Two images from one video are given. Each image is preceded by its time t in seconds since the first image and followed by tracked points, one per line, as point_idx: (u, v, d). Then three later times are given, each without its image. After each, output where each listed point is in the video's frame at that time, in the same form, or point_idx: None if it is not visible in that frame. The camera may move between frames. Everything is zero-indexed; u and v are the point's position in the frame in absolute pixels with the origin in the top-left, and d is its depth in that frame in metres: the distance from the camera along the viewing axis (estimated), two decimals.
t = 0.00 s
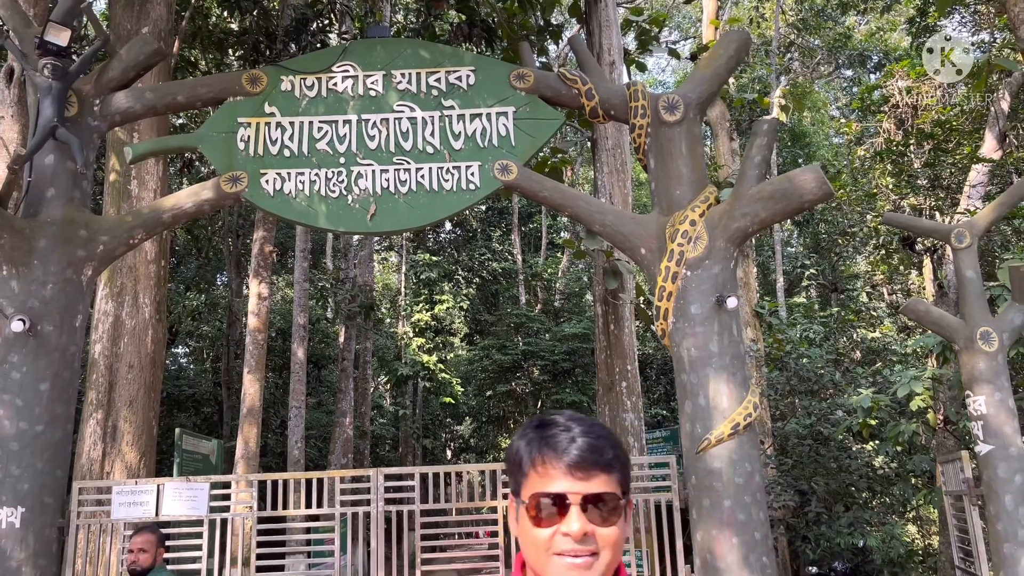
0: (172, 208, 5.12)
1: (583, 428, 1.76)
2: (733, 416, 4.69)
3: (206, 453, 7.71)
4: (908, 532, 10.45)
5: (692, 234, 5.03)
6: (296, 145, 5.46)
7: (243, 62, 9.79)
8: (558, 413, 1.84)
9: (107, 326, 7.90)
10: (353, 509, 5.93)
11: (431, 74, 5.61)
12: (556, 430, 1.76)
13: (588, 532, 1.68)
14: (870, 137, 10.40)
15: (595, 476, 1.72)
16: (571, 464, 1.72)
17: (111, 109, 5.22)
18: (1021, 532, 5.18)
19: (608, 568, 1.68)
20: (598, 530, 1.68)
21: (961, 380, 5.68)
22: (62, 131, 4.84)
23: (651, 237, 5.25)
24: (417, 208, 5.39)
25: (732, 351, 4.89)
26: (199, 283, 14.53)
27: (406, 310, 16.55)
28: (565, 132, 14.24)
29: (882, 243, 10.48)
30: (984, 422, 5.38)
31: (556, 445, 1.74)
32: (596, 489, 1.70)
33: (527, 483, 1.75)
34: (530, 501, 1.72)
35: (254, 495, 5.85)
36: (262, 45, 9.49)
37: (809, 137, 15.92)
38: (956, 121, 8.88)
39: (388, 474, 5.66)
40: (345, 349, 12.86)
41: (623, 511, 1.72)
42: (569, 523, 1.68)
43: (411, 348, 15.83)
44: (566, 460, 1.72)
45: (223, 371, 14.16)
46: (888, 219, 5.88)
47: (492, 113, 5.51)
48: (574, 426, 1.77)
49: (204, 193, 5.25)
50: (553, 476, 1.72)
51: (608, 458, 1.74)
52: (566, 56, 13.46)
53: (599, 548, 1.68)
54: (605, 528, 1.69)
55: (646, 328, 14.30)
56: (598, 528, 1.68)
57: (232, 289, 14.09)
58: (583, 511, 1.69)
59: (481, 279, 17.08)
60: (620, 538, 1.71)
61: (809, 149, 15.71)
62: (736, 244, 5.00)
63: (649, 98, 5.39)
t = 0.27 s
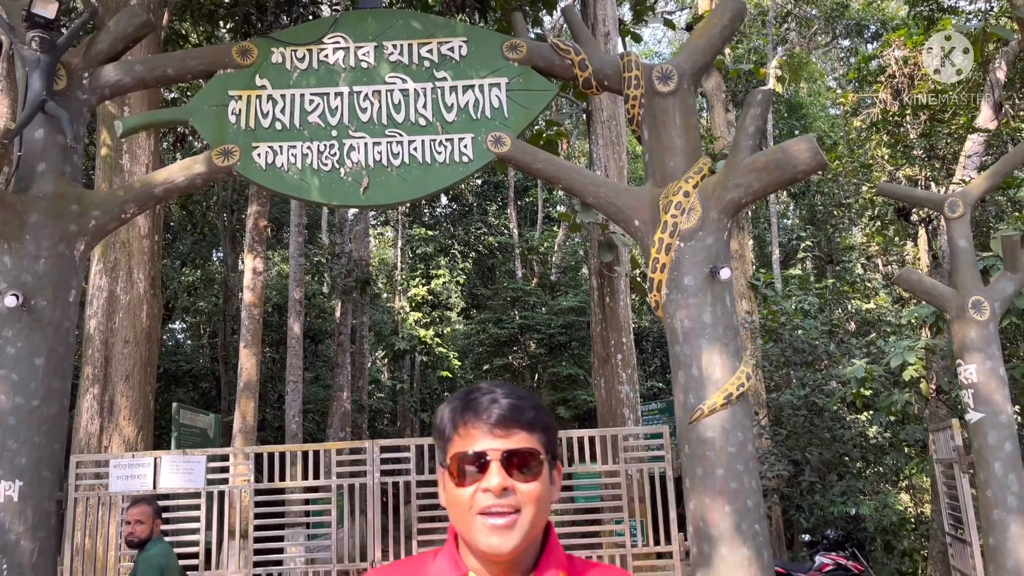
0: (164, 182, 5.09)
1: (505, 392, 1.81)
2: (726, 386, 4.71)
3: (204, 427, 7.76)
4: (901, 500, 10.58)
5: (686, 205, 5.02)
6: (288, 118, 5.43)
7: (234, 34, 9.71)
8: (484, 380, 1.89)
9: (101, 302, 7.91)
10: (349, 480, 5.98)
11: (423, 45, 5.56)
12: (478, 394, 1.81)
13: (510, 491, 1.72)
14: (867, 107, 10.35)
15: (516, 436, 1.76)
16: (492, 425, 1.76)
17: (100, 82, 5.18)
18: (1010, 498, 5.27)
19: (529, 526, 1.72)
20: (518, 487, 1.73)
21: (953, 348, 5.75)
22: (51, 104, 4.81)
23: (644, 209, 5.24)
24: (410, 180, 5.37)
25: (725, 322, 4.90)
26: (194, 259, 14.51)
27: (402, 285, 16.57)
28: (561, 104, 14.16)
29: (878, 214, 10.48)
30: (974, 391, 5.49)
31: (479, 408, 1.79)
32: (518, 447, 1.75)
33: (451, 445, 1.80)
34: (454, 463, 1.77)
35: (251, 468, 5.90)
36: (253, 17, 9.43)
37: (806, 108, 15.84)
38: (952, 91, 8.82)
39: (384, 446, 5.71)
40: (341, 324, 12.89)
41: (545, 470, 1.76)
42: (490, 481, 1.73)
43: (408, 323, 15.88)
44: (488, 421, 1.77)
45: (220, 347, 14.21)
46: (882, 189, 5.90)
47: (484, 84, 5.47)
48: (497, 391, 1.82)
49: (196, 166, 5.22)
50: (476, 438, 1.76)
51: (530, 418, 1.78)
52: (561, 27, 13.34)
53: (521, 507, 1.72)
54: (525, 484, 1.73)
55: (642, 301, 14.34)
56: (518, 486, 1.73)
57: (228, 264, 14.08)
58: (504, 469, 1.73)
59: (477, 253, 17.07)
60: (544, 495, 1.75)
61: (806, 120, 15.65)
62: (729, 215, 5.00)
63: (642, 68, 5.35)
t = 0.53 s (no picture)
0: (154, 151, 5.03)
1: (453, 355, 1.94)
2: (722, 354, 4.70)
3: (200, 399, 7.77)
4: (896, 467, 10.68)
5: (682, 172, 4.96)
6: (278, 86, 5.34)
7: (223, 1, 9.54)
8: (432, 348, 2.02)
9: (94, 274, 7.88)
10: (346, 450, 6.00)
11: (415, 11, 5.46)
12: (427, 359, 1.94)
13: (460, 448, 1.84)
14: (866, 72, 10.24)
15: (464, 397, 1.88)
16: (440, 386, 1.89)
17: (87, 51, 5.09)
18: (1004, 463, 5.30)
19: (476, 482, 1.84)
20: (465, 446, 1.85)
21: (948, 314, 5.74)
22: (38, 74, 4.72)
23: (640, 176, 5.18)
24: (403, 148, 5.30)
25: (721, 289, 4.87)
26: (189, 231, 14.45)
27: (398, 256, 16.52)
28: (557, 72, 14.01)
29: (876, 181, 10.42)
30: (969, 356, 5.49)
31: (428, 372, 1.91)
32: (466, 407, 1.87)
33: (401, 410, 1.92)
34: (404, 423, 1.88)
35: (248, 439, 5.91)
36: None
37: (804, 74, 15.68)
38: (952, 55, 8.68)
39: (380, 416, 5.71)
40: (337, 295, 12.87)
41: (493, 429, 1.88)
42: (440, 439, 1.84)
43: (405, 294, 15.88)
44: (437, 384, 1.89)
45: (216, 319, 14.21)
46: (880, 154, 5.84)
47: (478, 50, 5.38)
48: (445, 354, 1.95)
49: (186, 136, 5.15)
50: (425, 399, 1.88)
51: (477, 381, 1.91)
52: None
53: (469, 464, 1.84)
54: (472, 442, 1.85)
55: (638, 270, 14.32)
56: (465, 444, 1.85)
57: (223, 236, 14.04)
58: (452, 428, 1.85)
59: (473, 223, 17.01)
60: (491, 452, 1.87)
61: (804, 87, 15.51)
62: (725, 182, 4.94)
63: (638, 33, 5.27)
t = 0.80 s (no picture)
0: (145, 125, 4.98)
1: (426, 325, 1.94)
2: (716, 324, 4.71)
3: (197, 373, 7.80)
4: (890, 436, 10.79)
5: (677, 142, 4.92)
6: (270, 57, 5.29)
7: None
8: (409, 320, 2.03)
9: (88, 249, 7.86)
10: (343, 423, 6.03)
11: None
12: (399, 329, 1.94)
13: (427, 414, 1.83)
14: (863, 41, 10.15)
15: (435, 365, 1.88)
16: (411, 354, 1.89)
17: (75, 23, 5.02)
18: (996, 431, 5.35)
19: (447, 448, 1.82)
20: (434, 413, 1.84)
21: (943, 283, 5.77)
22: (27, 46, 4.66)
23: (635, 146, 5.15)
24: (397, 120, 5.26)
25: (716, 260, 4.87)
26: (183, 207, 14.39)
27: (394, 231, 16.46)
28: (551, 43, 13.88)
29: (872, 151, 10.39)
30: (963, 324, 5.52)
31: (401, 342, 1.92)
32: (435, 374, 1.87)
33: (376, 380, 1.92)
34: (376, 393, 1.89)
35: (245, 413, 5.93)
36: None
37: (801, 43, 15.55)
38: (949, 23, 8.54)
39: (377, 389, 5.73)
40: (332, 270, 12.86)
41: (463, 396, 1.87)
42: (408, 408, 1.84)
43: (400, 269, 15.89)
44: (407, 353, 1.89)
45: (212, 295, 14.22)
46: (876, 123, 5.81)
47: (470, 20, 5.32)
48: (419, 324, 1.96)
49: (177, 109, 5.10)
50: (397, 369, 1.89)
51: (448, 348, 1.90)
52: None
53: (438, 431, 1.83)
54: (441, 410, 1.84)
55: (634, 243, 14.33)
56: (434, 411, 1.84)
57: (217, 212, 13.98)
58: (422, 396, 1.85)
59: (469, 197, 16.96)
60: (462, 420, 1.85)
61: (801, 57, 15.39)
62: (720, 152, 4.91)
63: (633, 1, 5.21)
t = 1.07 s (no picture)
0: (134, 102, 4.92)
1: (429, 293, 1.90)
2: (708, 300, 4.73)
3: (190, 352, 7.80)
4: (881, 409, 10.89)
5: (668, 117, 4.91)
6: (258, 33, 5.24)
7: None
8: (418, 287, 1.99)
9: (78, 228, 7.81)
10: (337, 399, 6.05)
11: None
12: (404, 297, 1.91)
13: (428, 384, 1.80)
14: (857, 14, 10.09)
15: (438, 334, 1.84)
16: (414, 323, 1.85)
17: None
18: (985, 403, 5.40)
19: (450, 416, 1.79)
20: (435, 382, 1.80)
21: (934, 257, 5.80)
22: (12, 22, 4.59)
23: (627, 121, 5.13)
24: (388, 96, 5.22)
25: (708, 235, 4.87)
26: (173, 185, 14.31)
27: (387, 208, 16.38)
28: (543, 18, 13.75)
29: (864, 126, 10.39)
30: (953, 298, 5.56)
31: (406, 311, 1.89)
32: (437, 345, 1.83)
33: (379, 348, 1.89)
34: (381, 362, 1.86)
35: (239, 390, 5.93)
36: None
37: (795, 17, 15.45)
38: None
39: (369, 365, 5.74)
40: (325, 249, 12.82)
41: (467, 364, 1.83)
42: (410, 378, 1.81)
43: (393, 247, 15.87)
44: (410, 322, 1.86)
45: (204, 274, 14.19)
46: (868, 97, 5.80)
47: None
48: (424, 291, 1.91)
49: (165, 85, 5.03)
50: (401, 339, 1.86)
51: (452, 316, 1.86)
52: None
53: (440, 400, 1.79)
54: (443, 378, 1.80)
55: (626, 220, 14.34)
56: (436, 380, 1.80)
57: (207, 190, 13.91)
58: (424, 364, 1.81)
59: (461, 174, 16.88)
60: (465, 388, 1.81)
61: (795, 31, 15.30)
62: (712, 127, 4.89)
63: None
